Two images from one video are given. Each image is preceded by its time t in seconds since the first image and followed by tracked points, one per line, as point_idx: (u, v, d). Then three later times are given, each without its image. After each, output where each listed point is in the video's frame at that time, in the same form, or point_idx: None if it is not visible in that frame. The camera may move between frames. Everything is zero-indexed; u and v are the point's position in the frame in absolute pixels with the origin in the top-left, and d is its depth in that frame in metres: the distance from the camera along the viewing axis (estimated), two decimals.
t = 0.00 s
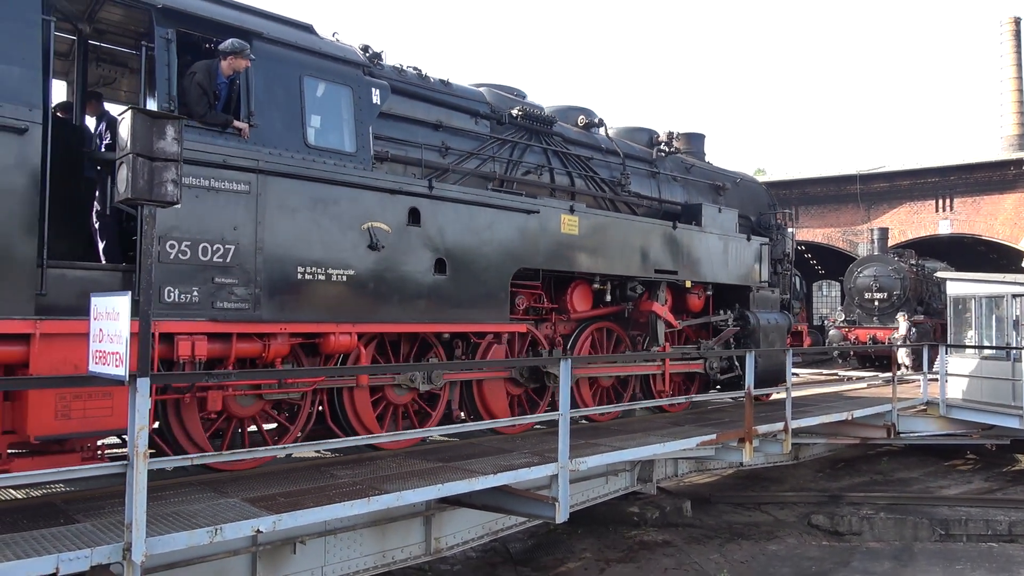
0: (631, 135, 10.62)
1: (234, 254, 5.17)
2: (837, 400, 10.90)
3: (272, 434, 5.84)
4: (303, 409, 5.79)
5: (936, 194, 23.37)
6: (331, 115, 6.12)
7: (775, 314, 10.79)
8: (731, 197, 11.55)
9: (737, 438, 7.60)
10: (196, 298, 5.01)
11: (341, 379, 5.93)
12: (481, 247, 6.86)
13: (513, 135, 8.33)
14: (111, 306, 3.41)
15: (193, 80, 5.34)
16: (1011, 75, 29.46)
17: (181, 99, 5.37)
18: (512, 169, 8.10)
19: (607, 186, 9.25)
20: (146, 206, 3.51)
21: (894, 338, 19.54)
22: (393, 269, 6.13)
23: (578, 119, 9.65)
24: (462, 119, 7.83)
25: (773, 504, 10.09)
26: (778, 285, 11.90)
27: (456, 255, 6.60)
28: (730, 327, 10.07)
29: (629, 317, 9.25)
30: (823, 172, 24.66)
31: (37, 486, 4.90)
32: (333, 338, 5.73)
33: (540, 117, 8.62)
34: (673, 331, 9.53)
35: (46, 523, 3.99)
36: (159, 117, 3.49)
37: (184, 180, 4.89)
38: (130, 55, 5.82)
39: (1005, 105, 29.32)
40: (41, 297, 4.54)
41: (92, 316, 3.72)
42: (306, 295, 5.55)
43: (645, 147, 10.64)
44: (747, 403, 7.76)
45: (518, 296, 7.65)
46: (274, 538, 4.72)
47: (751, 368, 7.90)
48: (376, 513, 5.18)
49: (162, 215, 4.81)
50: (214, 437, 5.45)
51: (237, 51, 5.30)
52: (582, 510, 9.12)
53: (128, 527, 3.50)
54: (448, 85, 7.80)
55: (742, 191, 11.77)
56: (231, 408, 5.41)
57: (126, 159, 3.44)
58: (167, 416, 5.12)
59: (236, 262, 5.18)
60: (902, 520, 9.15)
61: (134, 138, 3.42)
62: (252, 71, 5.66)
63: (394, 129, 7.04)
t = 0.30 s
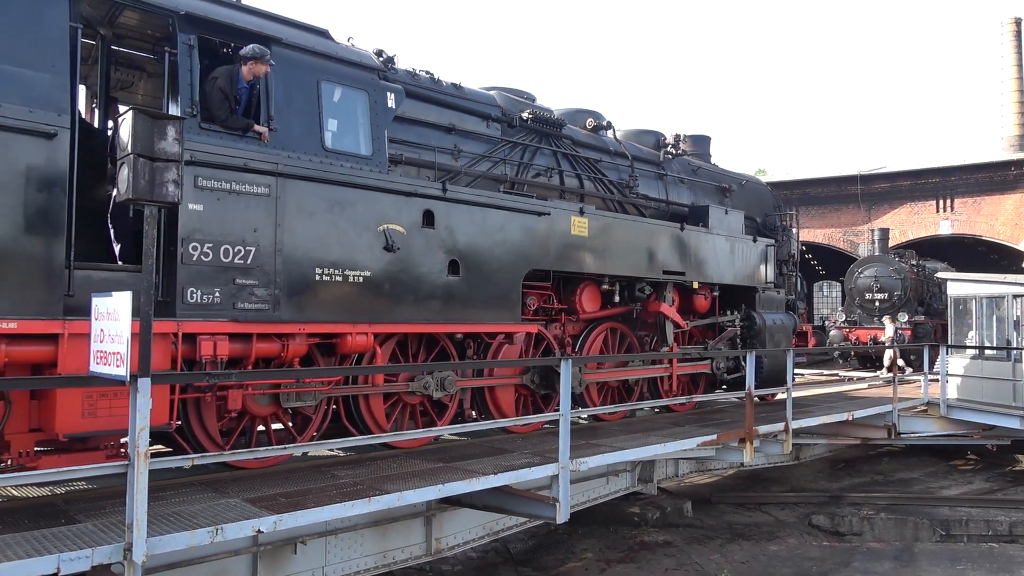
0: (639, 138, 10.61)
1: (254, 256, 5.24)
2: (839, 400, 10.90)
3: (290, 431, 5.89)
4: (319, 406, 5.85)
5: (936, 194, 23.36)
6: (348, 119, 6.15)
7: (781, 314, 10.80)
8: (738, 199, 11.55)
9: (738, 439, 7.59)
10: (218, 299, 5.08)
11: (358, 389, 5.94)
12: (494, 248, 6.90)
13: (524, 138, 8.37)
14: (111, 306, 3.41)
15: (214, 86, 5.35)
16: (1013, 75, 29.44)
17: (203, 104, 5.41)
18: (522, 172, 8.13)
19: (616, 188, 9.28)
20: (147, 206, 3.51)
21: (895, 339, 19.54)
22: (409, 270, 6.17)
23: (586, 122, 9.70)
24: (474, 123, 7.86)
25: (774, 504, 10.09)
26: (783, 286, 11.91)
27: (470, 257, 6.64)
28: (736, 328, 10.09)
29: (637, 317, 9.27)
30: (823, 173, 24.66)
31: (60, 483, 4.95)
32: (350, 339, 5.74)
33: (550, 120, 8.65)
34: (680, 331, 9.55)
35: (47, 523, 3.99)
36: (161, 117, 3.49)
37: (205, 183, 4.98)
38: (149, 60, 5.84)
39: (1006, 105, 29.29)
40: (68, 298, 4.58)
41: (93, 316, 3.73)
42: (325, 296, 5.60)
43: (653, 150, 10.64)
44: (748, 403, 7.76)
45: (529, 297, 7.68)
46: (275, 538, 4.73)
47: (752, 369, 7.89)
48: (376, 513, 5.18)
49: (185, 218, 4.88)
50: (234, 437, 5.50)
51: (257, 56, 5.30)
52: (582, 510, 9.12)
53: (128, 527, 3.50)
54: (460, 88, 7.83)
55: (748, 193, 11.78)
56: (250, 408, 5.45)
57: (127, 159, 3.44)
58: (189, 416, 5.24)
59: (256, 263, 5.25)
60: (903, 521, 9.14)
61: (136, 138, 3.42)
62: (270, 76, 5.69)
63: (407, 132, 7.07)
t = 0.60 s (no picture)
0: (646, 144, 10.67)
1: (274, 260, 5.31)
2: (841, 405, 10.90)
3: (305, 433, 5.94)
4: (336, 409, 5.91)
5: (938, 199, 23.36)
6: (364, 126, 6.20)
7: (787, 319, 10.81)
8: (744, 204, 11.57)
9: (739, 443, 7.58)
10: (239, 302, 5.14)
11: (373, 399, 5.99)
12: (506, 253, 6.95)
13: (535, 144, 8.41)
14: (114, 309, 3.40)
15: (236, 94, 5.41)
16: (1014, 80, 29.45)
17: (224, 112, 5.45)
18: (533, 178, 8.17)
19: (624, 194, 9.33)
20: (150, 209, 3.52)
21: (896, 343, 19.52)
22: (423, 274, 6.24)
23: (595, 128, 9.64)
24: (486, 129, 7.90)
25: (775, 509, 10.07)
26: (789, 291, 11.91)
27: (482, 261, 6.70)
28: (742, 333, 10.12)
29: (645, 321, 9.29)
30: (825, 177, 24.66)
31: (80, 483, 5.05)
32: (367, 342, 5.85)
33: (560, 126, 8.68)
34: (688, 335, 9.57)
35: (48, 526, 3.98)
36: (163, 120, 3.50)
37: (226, 188, 5.08)
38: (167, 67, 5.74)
39: (1008, 110, 29.29)
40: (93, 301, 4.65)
41: (95, 318, 3.73)
42: (343, 300, 5.68)
43: (660, 155, 10.70)
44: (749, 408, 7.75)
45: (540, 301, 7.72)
46: (276, 542, 4.73)
47: (753, 374, 7.89)
48: (377, 517, 5.18)
49: (206, 223, 4.97)
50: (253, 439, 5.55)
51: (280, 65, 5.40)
52: (583, 514, 9.10)
53: (129, 530, 3.49)
54: (472, 95, 7.87)
55: (755, 199, 11.79)
56: (269, 410, 5.50)
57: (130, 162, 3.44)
58: (211, 420, 5.28)
59: (276, 268, 5.33)
60: (905, 526, 9.12)
61: (138, 141, 3.42)
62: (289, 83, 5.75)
63: (421, 139, 7.12)
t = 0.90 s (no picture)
0: (654, 152, 10.66)
1: (293, 267, 5.44)
2: (844, 412, 10.87)
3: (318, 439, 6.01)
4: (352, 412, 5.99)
5: (940, 206, 23.34)
6: (380, 136, 6.30)
7: (794, 325, 10.80)
8: (751, 212, 11.57)
9: (742, 450, 7.56)
10: (259, 309, 5.27)
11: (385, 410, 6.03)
12: (518, 261, 7.03)
13: (545, 153, 8.47)
14: (117, 315, 3.40)
15: (257, 103, 5.59)
16: (1016, 87, 29.45)
17: (245, 122, 5.60)
18: (543, 186, 8.23)
19: (633, 202, 9.35)
20: (153, 215, 3.52)
21: (899, 350, 19.45)
22: (437, 281, 6.34)
23: (604, 137, 9.68)
24: (498, 138, 7.99)
25: (777, 517, 10.03)
26: (795, 298, 11.89)
27: (494, 269, 6.79)
28: (749, 339, 10.12)
29: (653, 328, 9.30)
30: (827, 184, 24.67)
31: (100, 488, 5.12)
32: (383, 347, 5.92)
33: (570, 135, 8.74)
34: (696, 342, 9.58)
35: (49, 532, 3.98)
36: (166, 126, 3.50)
37: (247, 197, 5.22)
38: (184, 77, 5.95)
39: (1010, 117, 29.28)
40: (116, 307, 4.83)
41: (97, 324, 3.73)
42: (358, 306, 5.80)
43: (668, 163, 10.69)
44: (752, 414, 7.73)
45: (551, 308, 7.77)
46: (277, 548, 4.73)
47: (756, 380, 7.87)
48: (378, 524, 5.17)
49: (228, 231, 5.11)
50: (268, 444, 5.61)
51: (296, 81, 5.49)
52: (585, 521, 9.08)
53: (131, 536, 3.49)
54: (484, 104, 7.96)
55: (761, 207, 11.81)
56: (286, 416, 5.55)
57: (133, 168, 3.45)
58: (228, 425, 5.35)
59: (294, 275, 5.45)
60: (908, 534, 9.09)
61: (141, 148, 3.43)
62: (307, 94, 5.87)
63: (435, 147, 7.20)
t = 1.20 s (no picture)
0: (663, 156, 10.69)
1: (312, 271, 5.47)
2: (850, 414, 10.83)
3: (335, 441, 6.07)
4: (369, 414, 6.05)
5: (945, 208, 23.27)
6: (396, 142, 6.36)
7: (803, 328, 10.79)
8: (760, 215, 11.54)
9: (747, 453, 7.52)
10: (280, 313, 5.31)
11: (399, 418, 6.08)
12: (533, 264, 7.05)
13: (557, 157, 8.50)
14: (123, 318, 3.39)
15: (277, 110, 5.59)
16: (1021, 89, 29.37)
17: (266, 128, 5.65)
18: (556, 190, 8.26)
19: (644, 206, 9.36)
20: (158, 218, 3.52)
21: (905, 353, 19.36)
22: (453, 285, 6.36)
23: (614, 140, 9.69)
24: (512, 143, 8.03)
25: (783, 520, 9.99)
26: (804, 301, 11.87)
27: (509, 273, 6.80)
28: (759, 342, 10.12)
29: (664, 330, 9.32)
30: (832, 186, 24.63)
31: (122, 487, 5.19)
32: (400, 350, 5.94)
33: (582, 140, 8.78)
34: (707, 345, 9.59)
35: (54, 534, 3.98)
36: (171, 130, 3.51)
37: (268, 203, 5.25)
38: (201, 83, 6.16)
39: (1015, 120, 29.20)
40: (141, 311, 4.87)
41: (103, 327, 3.73)
42: (376, 309, 5.82)
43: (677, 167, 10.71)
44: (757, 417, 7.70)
45: (564, 311, 7.81)
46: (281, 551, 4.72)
47: (761, 382, 7.84)
48: (383, 527, 5.16)
49: (250, 235, 5.14)
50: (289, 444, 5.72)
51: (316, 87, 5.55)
52: (590, 524, 9.06)
53: (135, 540, 3.48)
54: (498, 109, 8.00)
55: (770, 210, 11.78)
56: (304, 417, 5.64)
57: (138, 171, 3.46)
58: (249, 426, 5.43)
59: (314, 279, 5.49)
60: (914, 537, 9.04)
61: (146, 151, 3.43)
62: (325, 101, 5.94)
63: (449, 152, 7.25)
